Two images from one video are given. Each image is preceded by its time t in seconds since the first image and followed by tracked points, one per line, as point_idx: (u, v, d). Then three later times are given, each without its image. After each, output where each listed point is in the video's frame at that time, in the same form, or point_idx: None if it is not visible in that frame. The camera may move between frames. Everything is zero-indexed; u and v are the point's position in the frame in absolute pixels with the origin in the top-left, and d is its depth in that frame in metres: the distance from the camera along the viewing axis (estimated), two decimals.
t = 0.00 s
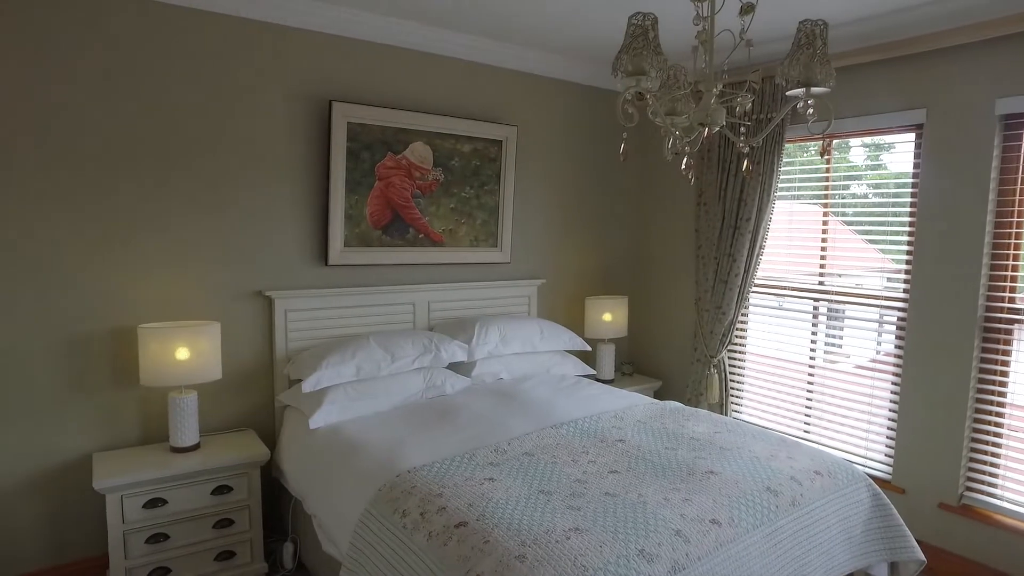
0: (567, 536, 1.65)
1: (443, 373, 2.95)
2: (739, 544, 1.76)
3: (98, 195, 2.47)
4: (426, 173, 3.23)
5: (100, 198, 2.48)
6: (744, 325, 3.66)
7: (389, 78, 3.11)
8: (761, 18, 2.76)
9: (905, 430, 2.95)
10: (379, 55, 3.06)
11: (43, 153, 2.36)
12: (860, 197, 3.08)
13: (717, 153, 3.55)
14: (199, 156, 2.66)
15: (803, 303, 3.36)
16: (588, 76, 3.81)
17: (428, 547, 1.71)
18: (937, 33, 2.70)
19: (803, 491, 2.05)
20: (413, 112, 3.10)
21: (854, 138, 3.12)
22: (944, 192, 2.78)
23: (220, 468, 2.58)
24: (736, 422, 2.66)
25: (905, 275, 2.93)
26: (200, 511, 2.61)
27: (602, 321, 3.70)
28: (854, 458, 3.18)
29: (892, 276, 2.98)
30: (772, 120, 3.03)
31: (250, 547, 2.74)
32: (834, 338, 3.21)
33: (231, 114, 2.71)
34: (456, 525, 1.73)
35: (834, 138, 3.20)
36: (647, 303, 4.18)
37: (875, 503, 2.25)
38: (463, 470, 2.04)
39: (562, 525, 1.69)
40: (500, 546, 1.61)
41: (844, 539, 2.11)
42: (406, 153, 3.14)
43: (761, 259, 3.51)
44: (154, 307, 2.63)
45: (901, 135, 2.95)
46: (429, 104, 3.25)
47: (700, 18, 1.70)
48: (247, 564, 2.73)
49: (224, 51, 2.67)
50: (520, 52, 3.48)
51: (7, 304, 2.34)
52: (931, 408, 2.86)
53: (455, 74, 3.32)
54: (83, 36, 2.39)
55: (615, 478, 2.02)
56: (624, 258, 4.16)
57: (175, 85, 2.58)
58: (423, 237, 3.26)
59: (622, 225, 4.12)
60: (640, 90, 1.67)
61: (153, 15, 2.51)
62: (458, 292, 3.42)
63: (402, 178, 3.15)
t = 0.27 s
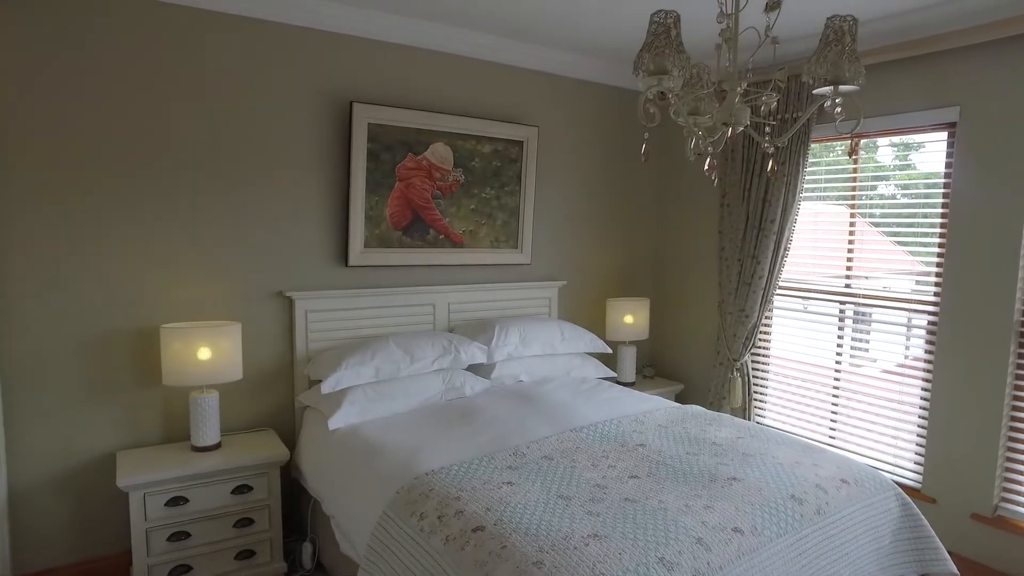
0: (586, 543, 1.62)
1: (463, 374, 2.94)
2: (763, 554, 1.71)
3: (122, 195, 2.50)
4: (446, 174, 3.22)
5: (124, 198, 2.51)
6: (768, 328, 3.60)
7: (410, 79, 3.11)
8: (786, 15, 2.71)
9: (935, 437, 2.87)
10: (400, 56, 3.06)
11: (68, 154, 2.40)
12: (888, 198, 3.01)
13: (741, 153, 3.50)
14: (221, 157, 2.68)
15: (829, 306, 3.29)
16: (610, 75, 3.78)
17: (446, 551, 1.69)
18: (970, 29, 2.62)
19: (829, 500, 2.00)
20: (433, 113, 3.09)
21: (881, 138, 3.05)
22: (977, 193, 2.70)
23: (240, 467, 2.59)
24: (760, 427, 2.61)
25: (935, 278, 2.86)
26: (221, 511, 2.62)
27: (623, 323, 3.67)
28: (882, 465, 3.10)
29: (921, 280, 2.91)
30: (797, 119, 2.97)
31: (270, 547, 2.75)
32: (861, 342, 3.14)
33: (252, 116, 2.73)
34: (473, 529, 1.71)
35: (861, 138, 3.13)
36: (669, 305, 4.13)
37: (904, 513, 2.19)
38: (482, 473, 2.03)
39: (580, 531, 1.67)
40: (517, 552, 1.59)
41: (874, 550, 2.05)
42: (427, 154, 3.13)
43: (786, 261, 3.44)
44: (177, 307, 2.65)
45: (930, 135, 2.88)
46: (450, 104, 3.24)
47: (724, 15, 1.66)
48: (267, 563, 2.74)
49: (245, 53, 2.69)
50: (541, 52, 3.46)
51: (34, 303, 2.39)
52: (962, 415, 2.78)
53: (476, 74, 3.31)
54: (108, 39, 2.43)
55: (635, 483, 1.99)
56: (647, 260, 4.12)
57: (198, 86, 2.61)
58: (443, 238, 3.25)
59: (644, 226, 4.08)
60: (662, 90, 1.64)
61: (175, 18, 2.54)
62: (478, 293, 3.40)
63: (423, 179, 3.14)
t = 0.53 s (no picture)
0: (604, 548, 1.60)
1: (481, 375, 2.93)
2: (786, 561, 1.68)
3: (146, 195, 2.54)
4: (466, 174, 3.21)
5: (148, 198, 2.54)
6: (791, 330, 3.54)
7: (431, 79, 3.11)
8: (811, 12, 2.66)
9: (966, 444, 2.80)
10: (420, 56, 3.06)
11: (94, 154, 2.43)
12: (915, 197, 2.95)
13: (764, 152, 3.44)
14: (242, 158, 2.70)
15: (855, 308, 3.23)
16: (631, 75, 3.74)
17: (462, 553, 1.68)
18: (1003, 22, 2.54)
19: (855, 508, 1.95)
20: (453, 113, 3.09)
21: (910, 136, 2.99)
22: (1011, 192, 2.62)
23: (258, 467, 2.60)
24: (784, 431, 2.57)
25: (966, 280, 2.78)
26: (240, 509, 2.64)
27: (644, 324, 3.63)
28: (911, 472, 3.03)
29: (951, 282, 2.84)
30: (822, 118, 2.92)
31: (288, 545, 2.76)
32: (889, 346, 3.07)
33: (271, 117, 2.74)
34: (490, 532, 1.70)
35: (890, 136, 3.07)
36: (691, 307, 4.08)
37: (934, 521, 2.13)
38: (499, 475, 2.02)
39: (598, 536, 1.65)
40: (534, 556, 1.57)
41: (901, 561, 1.99)
42: (447, 154, 3.13)
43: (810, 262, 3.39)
44: (199, 305, 2.68)
45: (962, 133, 2.81)
46: (470, 104, 3.23)
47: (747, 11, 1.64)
48: (286, 562, 2.75)
49: (265, 54, 2.70)
50: (560, 51, 3.44)
51: (61, 302, 2.43)
52: (995, 421, 2.70)
53: (497, 74, 3.29)
54: (134, 41, 2.46)
55: (655, 487, 1.96)
56: (668, 261, 4.07)
57: (219, 88, 2.63)
58: (463, 239, 3.24)
59: (666, 226, 4.03)
60: (683, 88, 1.61)
61: (196, 20, 2.56)
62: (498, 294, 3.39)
63: (442, 180, 3.14)
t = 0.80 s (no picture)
0: (623, 553, 1.58)
1: (500, 376, 2.92)
2: (810, 569, 1.64)
3: (169, 196, 2.56)
4: (486, 175, 3.20)
5: (171, 199, 2.57)
6: (816, 333, 3.48)
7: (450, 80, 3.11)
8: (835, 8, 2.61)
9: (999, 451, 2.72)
10: (440, 57, 3.05)
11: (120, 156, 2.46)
12: (946, 197, 2.88)
13: (788, 152, 3.39)
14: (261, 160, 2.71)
15: (882, 311, 3.16)
16: (650, 74, 3.71)
17: (480, 555, 1.67)
18: None
19: (881, 516, 1.91)
20: (473, 113, 3.08)
21: (941, 135, 2.92)
22: None
23: (274, 467, 2.61)
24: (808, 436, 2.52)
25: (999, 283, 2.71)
26: (260, 508, 2.65)
27: (665, 326, 3.59)
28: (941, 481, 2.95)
29: (984, 285, 2.76)
30: (848, 117, 2.86)
31: (308, 544, 2.76)
32: (918, 351, 3.00)
33: (291, 119, 2.75)
34: (508, 535, 1.69)
35: (919, 134, 2.99)
36: (712, 308, 4.03)
37: (964, 530, 2.07)
38: (518, 477, 2.00)
39: (617, 540, 1.63)
40: (552, 560, 1.55)
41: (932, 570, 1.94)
42: (466, 154, 3.12)
43: (835, 263, 3.32)
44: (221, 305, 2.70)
45: (996, 132, 2.73)
46: (490, 104, 3.22)
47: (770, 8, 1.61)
48: (306, 561, 2.76)
49: (284, 56, 2.71)
50: (578, 50, 3.41)
51: (86, 302, 2.46)
52: None
53: (516, 74, 3.28)
54: (156, 44, 2.49)
55: (675, 491, 1.93)
56: (690, 262, 4.02)
57: (238, 91, 2.64)
58: (483, 239, 3.24)
59: (687, 227, 3.99)
60: (705, 86, 1.59)
61: (215, 24, 2.58)
62: (518, 296, 3.37)
63: (462, 180, 3.13)
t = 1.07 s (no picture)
0: (638, 558, 1.56)
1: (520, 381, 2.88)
2: None
3: (184, 197, 2.56)
4: (504, 176, 3.26)
5: (185, 200, 2.56)
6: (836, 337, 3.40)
7: (469, 80, 3.10)
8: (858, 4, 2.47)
9: None
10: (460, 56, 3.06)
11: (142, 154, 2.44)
12: (975, 197, 2.83)
13: (808, 153, 3.36)
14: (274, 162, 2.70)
15: (906, 314, 3.12)
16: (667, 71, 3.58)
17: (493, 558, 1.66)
18: None
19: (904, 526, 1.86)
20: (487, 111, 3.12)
21: (969, 134, 2.81)
22: None
23: (297, 462, 2.70)
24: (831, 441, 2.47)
25: None
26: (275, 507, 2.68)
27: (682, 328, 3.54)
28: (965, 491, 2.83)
29: (1013, 288, 2.69)
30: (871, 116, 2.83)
31: (326, 543, 2.80)
32: (944, 354, 2.95)
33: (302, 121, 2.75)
34: (523, 536, 1.67)
35: (948, 133, 2.88)
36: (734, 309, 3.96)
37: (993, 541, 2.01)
38: (534, 480, 1.99)
39: (632, 544, 1.61)
40: (567, 563, 1.53)
41: None
42: (485, 154, 3.20)
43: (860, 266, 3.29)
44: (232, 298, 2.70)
45: None
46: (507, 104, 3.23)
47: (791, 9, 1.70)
48: (322, 559, 2.79)
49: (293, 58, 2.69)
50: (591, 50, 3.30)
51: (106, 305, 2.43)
52: None
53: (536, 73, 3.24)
54: (171, 44, 2.44)
55: (693, 495, 1.91)
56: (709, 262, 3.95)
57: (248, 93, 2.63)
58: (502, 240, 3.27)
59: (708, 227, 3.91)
60: (724, 83, 1.70)
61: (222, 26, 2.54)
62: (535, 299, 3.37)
63: (480, 182, 3.20)
